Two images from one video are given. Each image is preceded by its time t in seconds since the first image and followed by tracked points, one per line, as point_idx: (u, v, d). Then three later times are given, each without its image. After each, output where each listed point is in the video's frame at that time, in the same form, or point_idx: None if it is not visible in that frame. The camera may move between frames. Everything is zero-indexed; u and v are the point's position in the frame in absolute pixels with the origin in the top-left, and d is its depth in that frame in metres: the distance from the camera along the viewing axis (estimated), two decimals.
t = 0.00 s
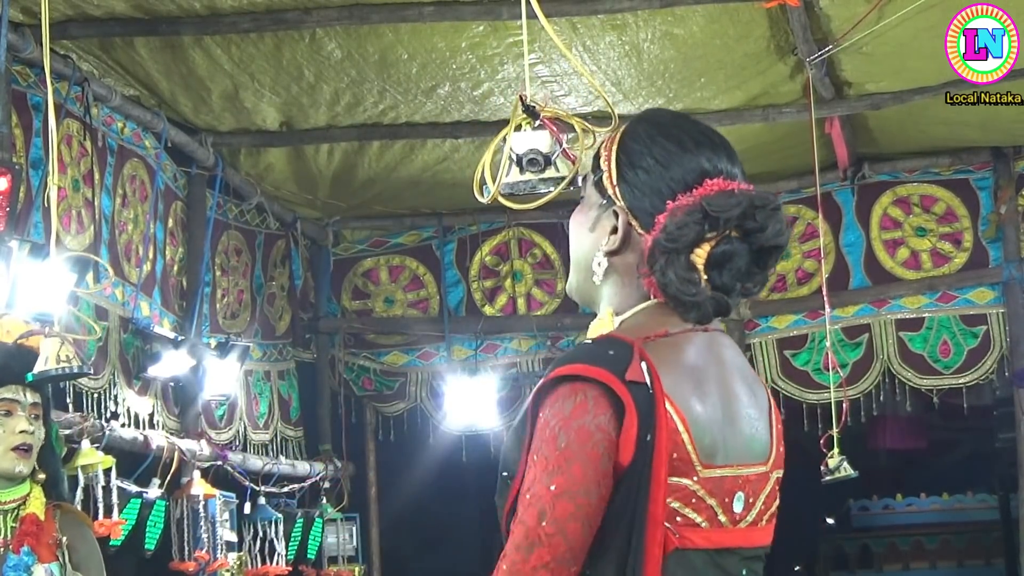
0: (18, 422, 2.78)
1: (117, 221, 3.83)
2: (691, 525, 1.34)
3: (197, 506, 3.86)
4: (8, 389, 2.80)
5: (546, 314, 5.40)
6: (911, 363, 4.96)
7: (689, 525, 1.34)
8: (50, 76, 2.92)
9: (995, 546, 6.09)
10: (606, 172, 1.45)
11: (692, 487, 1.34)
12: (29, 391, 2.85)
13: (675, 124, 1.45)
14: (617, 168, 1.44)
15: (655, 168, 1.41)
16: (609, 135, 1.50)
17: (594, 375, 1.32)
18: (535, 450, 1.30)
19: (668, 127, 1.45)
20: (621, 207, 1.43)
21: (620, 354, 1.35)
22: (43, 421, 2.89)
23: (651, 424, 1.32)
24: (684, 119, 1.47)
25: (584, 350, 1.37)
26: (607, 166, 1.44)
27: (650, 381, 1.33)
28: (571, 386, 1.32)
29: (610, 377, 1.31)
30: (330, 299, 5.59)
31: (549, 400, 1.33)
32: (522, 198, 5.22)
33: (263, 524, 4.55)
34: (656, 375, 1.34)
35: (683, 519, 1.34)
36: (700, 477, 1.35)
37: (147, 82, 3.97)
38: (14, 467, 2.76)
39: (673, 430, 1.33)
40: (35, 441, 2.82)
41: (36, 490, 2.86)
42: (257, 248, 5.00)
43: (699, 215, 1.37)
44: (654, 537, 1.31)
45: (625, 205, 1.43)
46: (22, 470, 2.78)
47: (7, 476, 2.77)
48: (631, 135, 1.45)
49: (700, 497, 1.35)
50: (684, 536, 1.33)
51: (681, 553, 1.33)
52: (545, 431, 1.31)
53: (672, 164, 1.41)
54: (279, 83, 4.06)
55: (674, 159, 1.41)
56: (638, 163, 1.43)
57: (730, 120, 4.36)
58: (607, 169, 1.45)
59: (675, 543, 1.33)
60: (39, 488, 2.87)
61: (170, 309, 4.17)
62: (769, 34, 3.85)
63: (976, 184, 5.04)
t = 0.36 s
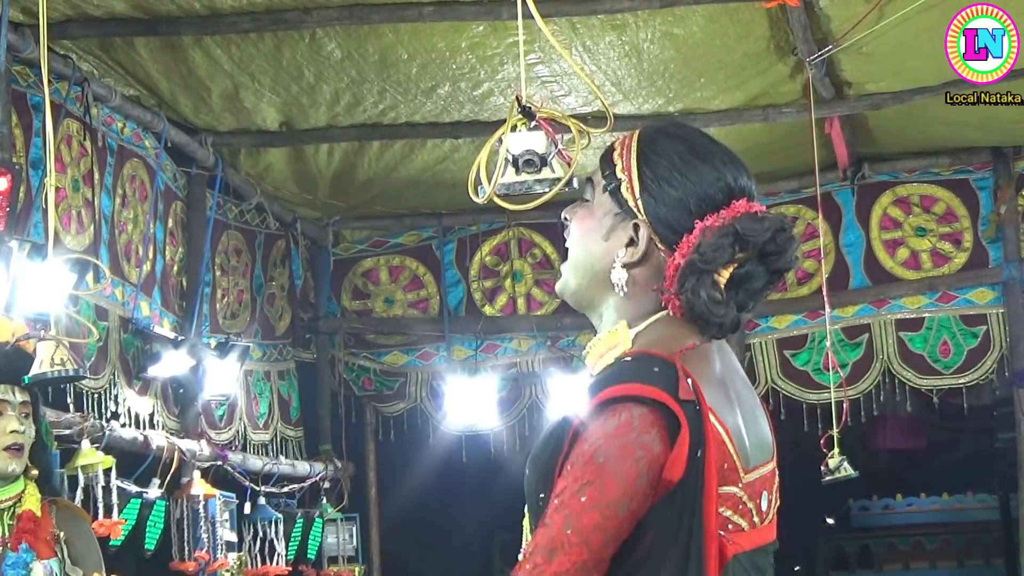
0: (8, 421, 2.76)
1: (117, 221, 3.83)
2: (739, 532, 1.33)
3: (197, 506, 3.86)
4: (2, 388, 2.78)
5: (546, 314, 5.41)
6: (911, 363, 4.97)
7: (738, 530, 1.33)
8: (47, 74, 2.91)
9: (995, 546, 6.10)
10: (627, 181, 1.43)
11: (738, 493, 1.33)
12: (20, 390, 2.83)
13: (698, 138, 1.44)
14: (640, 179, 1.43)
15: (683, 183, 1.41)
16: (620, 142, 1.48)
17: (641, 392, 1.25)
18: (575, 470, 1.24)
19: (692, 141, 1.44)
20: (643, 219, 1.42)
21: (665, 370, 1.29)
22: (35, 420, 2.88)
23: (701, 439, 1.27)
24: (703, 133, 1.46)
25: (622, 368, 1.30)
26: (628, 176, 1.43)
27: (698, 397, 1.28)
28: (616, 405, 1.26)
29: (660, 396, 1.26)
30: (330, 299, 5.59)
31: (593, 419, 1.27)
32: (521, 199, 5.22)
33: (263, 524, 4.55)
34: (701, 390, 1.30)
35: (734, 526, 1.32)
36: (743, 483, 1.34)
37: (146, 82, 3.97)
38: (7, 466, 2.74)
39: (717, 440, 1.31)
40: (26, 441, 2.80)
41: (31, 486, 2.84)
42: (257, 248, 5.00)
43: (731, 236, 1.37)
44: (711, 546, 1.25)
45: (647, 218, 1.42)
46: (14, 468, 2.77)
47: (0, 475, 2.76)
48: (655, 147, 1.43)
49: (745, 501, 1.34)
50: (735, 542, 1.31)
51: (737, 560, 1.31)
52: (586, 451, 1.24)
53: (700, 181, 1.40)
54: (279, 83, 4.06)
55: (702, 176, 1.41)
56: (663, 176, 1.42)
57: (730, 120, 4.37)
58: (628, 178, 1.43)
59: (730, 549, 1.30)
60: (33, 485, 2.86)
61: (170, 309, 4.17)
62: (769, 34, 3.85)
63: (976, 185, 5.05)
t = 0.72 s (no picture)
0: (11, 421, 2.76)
1: (117, 221, 3.83)
2: (677, 522, 1.37)
3: (197, 506, 3.87)
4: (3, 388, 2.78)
5: (546, 314, 5.40)
6: (912, 363, 4.97)
7: (680, 523, 1.37)
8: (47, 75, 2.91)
9: (995, 546, 6.10)
10: (625, 172, 1.46)
11: (684, 483, 1.37)
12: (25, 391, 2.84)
13: (700, 144, 1.49)
14: (638, 172, 1.46)
15: (683, 178, 1.44)
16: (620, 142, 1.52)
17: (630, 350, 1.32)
18: (585, 409, 1.28)
19: (694, 144, 1.48)
20: (637, 209, 1.44)
21: (641, 338, 1.35)
22: (38, 422, 2.88)
23: (670, 412, 1.34)
24: (704, 142, 1.51)
25: (601, 329, 1.35)
26: (626, 167, 1.46)
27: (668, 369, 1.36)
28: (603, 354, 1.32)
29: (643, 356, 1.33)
30: (330, 299, 5.59)
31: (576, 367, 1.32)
32: (520, 198, 5.21)
33: (263, 524, 4.55)
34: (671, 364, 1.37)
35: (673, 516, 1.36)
36: (691, 474, 1.38)
37: (146, 82, 3.96)
38: (7, 465, 2.74)
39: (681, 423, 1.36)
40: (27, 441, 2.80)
41: (34, 488, 2.85)
42: (258, 248, 5.00)
43: (726, 230, 1.41)
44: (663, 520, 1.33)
45: (642, 208, 1.44)
46: (13, 468, 2.76)
47: (0, 475, 2.76)
48: (657, 143, 1.47)
49: (691, 496, 1.38)
50: (673, 533, 1.36)
51: (674, 550, 1.36)
52: (589, 395, 1.28)
53: (699, 178, 1.44)
54: (279, 83, 4.06)
55: (701, 173, 1.45)
56: (662, 171, 1.45)
57: (730, 120, 4.36)
58: (626, 169, 1.46)
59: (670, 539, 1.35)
60: (37, 486, 2.87)
61: (170, 309, 4.17)
62: (769, 34, 3.85)
63: (976, 184, 5.05)
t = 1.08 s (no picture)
0: (14, 422, 2.76)
1: (117, 221, 3.83)
2: (639, 514, 1.36)
3: (197, 506, 3.87)
4: (5, 389, 2.79)
5: (546, 314, 5.40)
6: (912, 363, 4.97)
7: (638, 512, 1.36)
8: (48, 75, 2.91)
9: (995, 546, 6.10)
10: (615, 175, 1.47)
11: (642, 473, 1.36)
12: (27, 391, 2.84)
13: (692, 145, 1.50)
14: (628, 174, 1.47)
15: (673, 180, 1.45)
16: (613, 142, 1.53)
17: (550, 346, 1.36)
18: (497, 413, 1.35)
19: (685, 145, 1.49)
20: (626, 212, 1.45)
21: (574, 331, 1.39)
22: (41, 422, 2.89)
23: (600, 399, 1.35)
24: (696, 142, 1.51)
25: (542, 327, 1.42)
26: (614, 170, 1.47)
27: (604, 360, 1.37)
28: (525, 350, 1.37)
29: (565, 349, 1.36)
30: (330, 299, 5.59)
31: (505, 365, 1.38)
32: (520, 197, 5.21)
33: (263, 523, 4.55)
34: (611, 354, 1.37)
35: (631, 506, 1.36)
36: (650, 464, 1.37)
37: (147, 82, 3.97)
38: (10, 466, 2.74)
39: (624, 413, 1.36)
40: (31, 442, 2.80)
41: (37, 489, 2.86)
42: (258, 248, 5.00)
43: (715, 232, 1.42)
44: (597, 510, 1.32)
45: (631, 211, 1.45)
46: (18, 468, 2.76)
47: (3, 475, 2.76)
48: (647, 144, 1.48)
49: (650, 485, 1.37)
50: (632, 524, 1.35)
51: (629, 539, 1.35)
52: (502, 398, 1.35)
53: (689, 179, 1.45)
54: (279, 83, 4.06)
55: (691, 174, 1.46)
56: (652, 173, 1.46)
57: (730, 120, 4.36)
58: (616, 172, 1.47)
59: (622, 529, 1.35)
60: (39, 487, 2.88)
61: (170, 309, 4.17)
62: (769, 34, 3.86)
63: (976, 184, 5.04)
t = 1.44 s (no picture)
0: (14, 424, 2.76)
1: (117, 221, 3.83)
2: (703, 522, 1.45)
3: (196, 506, 3.86)
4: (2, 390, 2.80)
5: (546, 314, 5.40)
6: (912, 363, 4.97)
7: (701, 520, 1.45)
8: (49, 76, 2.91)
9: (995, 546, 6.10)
10: (615, 175, 1.48)
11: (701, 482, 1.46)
12: (26, 391, 2.85)
13: (693, 146, 1.50)
14: (628, 175, 1.47)
15: (672, 183, 1.46)
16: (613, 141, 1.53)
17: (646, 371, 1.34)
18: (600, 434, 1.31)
19: (686, 146, 1.49)
20: (625, 212, 1.47)
21: (652, 355, 1.38)
22: (40, 421, 2.90)
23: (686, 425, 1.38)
24: (696, 143, 1.52)
25: (612, 348, 1.38)
26: (616, 169, 1.48)
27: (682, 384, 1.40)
28: (618, 379, 1.33)
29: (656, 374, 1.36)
30: (330, 299, 5.59)
31: (596, 392, 1.33)
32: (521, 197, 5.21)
33: (263, 524, 4.55)
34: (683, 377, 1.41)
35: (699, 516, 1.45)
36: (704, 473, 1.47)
37: (146, 82, 3.96)
38: (10, 466, 2.74)
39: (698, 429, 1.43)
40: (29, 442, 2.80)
41: (34, 489, 2.85)
42: (258, 248, 5.00)
43: (711, 238, 1.41)
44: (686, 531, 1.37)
45: (629, 212, 1.47)
46: (17, 469, 2.76)
47: (3, 475, 2.76)
48: (648, 146, 1.48)
49: (704, 492, 1.46)
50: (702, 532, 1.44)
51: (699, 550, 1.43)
52: (613, 417, 1.31)
53: (688, 182, 1.46)
54: (279, 83, 4.06)
55: (690, 177, 1.46)
56: (652, 175, 1.46)
57: (730, 120, 4.36)
58: (617, 172, 1.48)
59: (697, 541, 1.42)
60: (37, 487, 2.87)
61: (170, 309, 4.17)
62: (769, 34, 3.85)
63: (976, 184, 5.04)
